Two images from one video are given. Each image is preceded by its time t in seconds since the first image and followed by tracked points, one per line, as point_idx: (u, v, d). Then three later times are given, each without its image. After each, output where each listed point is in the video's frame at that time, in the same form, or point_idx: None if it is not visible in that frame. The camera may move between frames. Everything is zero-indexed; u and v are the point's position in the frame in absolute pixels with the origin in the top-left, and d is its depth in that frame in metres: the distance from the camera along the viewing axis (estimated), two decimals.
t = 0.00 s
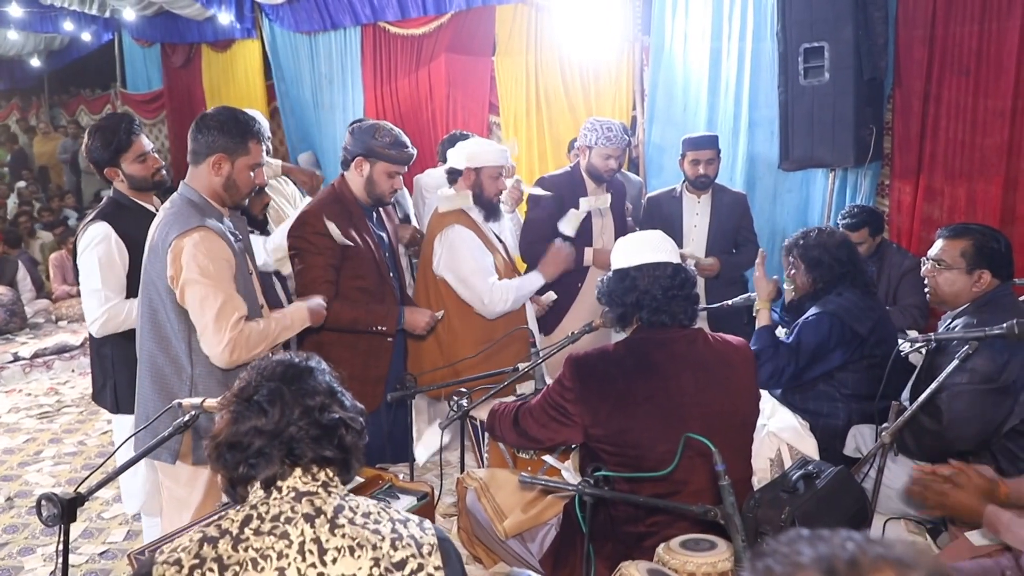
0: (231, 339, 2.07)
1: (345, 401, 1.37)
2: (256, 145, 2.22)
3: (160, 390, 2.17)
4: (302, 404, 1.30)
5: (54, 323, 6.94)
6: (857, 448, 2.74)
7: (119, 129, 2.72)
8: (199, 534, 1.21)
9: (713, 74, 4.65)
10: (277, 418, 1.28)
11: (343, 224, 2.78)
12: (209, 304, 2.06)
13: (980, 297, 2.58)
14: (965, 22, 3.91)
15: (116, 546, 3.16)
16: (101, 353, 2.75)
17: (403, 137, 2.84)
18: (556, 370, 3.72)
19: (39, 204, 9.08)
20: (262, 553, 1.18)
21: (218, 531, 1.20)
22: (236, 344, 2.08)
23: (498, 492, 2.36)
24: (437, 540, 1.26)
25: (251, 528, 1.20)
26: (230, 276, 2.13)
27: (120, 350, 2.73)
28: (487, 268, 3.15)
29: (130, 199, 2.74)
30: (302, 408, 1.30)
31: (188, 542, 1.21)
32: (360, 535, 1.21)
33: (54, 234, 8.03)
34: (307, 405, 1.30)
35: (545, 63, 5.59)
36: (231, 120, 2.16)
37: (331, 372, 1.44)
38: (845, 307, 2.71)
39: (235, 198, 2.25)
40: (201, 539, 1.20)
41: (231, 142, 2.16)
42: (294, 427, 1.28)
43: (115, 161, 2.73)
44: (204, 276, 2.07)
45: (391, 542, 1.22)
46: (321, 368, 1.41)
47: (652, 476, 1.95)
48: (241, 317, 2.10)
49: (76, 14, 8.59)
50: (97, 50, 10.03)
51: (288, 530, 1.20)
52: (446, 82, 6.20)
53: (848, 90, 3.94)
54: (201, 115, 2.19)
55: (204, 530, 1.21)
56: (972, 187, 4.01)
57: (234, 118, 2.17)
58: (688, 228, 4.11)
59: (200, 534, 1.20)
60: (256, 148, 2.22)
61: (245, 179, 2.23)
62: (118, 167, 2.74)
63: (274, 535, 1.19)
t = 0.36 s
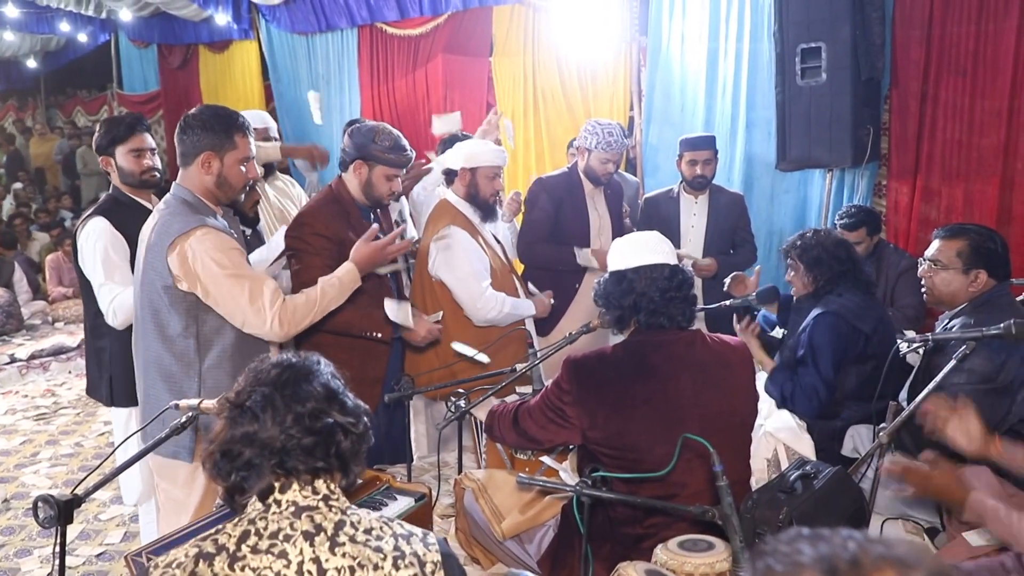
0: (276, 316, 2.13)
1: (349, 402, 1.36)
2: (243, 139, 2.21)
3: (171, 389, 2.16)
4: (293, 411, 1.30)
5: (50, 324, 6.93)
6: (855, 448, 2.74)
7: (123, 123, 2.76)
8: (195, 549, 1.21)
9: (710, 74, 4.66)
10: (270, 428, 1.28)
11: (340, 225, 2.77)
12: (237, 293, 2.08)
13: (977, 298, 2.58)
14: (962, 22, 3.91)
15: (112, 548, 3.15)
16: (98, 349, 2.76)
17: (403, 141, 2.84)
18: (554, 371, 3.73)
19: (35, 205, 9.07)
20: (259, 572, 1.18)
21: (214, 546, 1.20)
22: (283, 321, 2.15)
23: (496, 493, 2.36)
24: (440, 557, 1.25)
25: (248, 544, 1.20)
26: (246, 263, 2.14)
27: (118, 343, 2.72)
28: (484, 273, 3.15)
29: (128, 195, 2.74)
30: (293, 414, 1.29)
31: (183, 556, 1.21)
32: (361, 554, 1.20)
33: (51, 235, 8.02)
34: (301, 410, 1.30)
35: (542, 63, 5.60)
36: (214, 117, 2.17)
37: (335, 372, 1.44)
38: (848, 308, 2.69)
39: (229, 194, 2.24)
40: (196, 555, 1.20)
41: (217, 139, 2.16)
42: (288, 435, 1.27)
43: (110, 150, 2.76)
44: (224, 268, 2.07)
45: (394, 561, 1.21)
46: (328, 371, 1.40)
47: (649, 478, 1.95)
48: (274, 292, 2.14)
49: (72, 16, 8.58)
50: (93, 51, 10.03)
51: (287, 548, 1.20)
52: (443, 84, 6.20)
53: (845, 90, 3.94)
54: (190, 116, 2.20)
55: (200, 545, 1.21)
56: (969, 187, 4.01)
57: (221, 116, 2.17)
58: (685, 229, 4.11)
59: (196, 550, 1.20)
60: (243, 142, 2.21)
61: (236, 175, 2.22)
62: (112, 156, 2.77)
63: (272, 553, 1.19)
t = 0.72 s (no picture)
0: (227, 337, 2.05)
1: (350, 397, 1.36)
2: (242, 136, 2.21)
3: (160, 391, 2.15)
4: (278, 415, 1.30)
5: (50, 324, 6.92)
6: (854, 449, 2.76)
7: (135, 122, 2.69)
8: (194, 558, 1.20)
9: (710, 74, 4.66)
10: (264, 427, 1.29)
11: (340, 225, 2.77)
12: (206, 300, 2.05)
13: (976, 298, 2.58)
14: (961, 23, 3.92)
15: (112, 548, 3.15)
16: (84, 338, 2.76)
17: (404, 142, 2.84)
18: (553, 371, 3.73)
19: (35, 205, 9.07)
20: None
21: (212, 556, 1.19)
22: (230, 344, 2.06)
23: (495, 494, 2.36)
24: (443, 564, 1.24)
25: (247, 553, 1.19)
26: (229, 275, 2.12)
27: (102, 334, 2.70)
28: (489, 266, 3.15)
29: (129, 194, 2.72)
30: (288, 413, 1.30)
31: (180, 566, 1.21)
32: (363, 563, 1.19)
33: (51, 236, 8.02)
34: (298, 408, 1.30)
35: (542, 64, 5.60)
36: (212, 115, 2.17)
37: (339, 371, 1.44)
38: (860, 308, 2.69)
39: (231, 192, 2.24)
40: (195, 564, 1.19)
41: (216, 137, 2.17)
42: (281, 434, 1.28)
43: (124, 152, 2.68)
44: (204, 273, 2.07)
45: (395, 569, 1.19)
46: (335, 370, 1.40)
47: (648, 479, 1.95)
48: (236, 317, 2.08)
49: (72, 16, 8.58)
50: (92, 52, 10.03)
51: (286, 557, 1.18)
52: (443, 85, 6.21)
53: (845, 90, 3.95)
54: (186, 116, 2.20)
55: (199, 555, 1.20)
56: (968, 187, 4.02)
57: (220, 116, 2.18)
58: (684, 229, 4.11)
59: (195, 559, 1.19)
60: (242, 138, 2.21)
61: (239, 172, 2.22)
62: (125, 158, 2.70)
63: (272, 562, 1.18)
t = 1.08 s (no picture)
0: (231, 334, 2.05)
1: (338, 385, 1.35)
2: (236, 137, 2.21)
3: (158, 391, 2.15)
4: (264, 414, 1.29)
5: (50, 325, 6.91)
6: (854, 449, 2.76)
7: (121, 122, 2.70)
8: (201, 545, 1.21)
9: (709, 74, 4.66)
10: (252, 427, 1.28)
11: (340, 225, 2.77)
12: (207, 300, 2.04)
13: (977, 299, 2.58)
14: (962, 23, 3.91)
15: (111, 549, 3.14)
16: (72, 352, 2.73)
17: (404, 141, 2.83)
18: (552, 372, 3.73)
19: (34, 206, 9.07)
20: (263, 569, 1.17)
21: (218, 543, 1.20)
22: (237, 340, 2.05)
23: (494, 495, 2.35)
24: (443, 556, 1.23)
25: (253, 540, 1.20)
26: (229, 272, 2.12)
27: (89, 341, 2.69)
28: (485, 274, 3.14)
29: (114, 196, 2.71)
30: (274, 409, 1.28)
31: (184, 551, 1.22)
32: (365, 552, 1.19)
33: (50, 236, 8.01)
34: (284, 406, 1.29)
35: (541, 63, 5.60)
36: (205, 118, 2.16)
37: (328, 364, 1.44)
38: (844, 307, 2.67)
39: (229, 193, 2.24)
40: (201, 550, 1.20)
41: (210, 140, 2.16)
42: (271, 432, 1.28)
43: (106, 150, 2.69)
44: (202, 273, 2.06)
45: (396, 559, 1.19)
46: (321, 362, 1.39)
47: (649, 479, 1.95)
48: (240, 312, 2.07)
49: (71, 17, 8.58)
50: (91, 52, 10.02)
51: (291, 544, 1.19)
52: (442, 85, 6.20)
53: (844, 90, 3.94)
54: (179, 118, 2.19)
55: (206, 541, 1.22)
56: (968, 187, 4.02)
57: (211, 116, 2.17)
58: (685, 230, 4.11)
59: (201, 545, 1.21)
60: (237, 139, 2.21)
61: (235, 172, 2.22)
62: (108, 156, 2.69)
63: (276, 549, 1.19)
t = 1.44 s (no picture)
0: (277, 308, 2.14)
1: (303, 386, 1.26)
2: (233, 136, 2.21)
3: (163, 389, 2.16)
4: (249, 438, 1.23)
5: (49, 325, 6.91)
6: (853, 449, 2.75)
7: (105, 126, 2.69)
8: (193, 535, 1.20)
9: (709, 75, 4.66)
10: (204, 447, 1.25)
11: (340, 225, 2.77)
12: (238, 288, 2.08)
13: (976, 299, 2.58)
14: (961, 23, 3.92)
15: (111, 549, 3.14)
16: (72, 362, 2.72)
17: (403, 140, 2.83)
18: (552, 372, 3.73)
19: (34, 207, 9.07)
20: (258, 555, 1.17)
21: (211, 531, 1.19)
22: (285, 312, 2.16)
23: (494, 495, 2.35)
24: (432, 534, 1.25)
25: (246, 528, 1.19)
26: (244, 260, 2.15)
27: (93, 353, 2.68)
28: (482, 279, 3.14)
29: (100, 200, 2.70)
30: (217, 431, 1.24)
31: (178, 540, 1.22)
32: (355, 534, 1.20)
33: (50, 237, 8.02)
34: (230, 424, 1.24)
35: (541, 64, 5.60)
36: (201, 117, 2.16)
37: (319, 351, 1.35)
38: (845, 307, 2.67)
39: (226, 192, 2.24)
40: (194, 540, 1.19)
41: (206, 140, 2.16)
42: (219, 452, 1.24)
43: (95, 159, 2.67)
44: (222, 267, 2.07)
45: (386, 540, 1.21)
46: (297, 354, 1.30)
47: (648, 478, 1.95)
48: (276, 285, 2.15)
49: (71, 17, 8.59)
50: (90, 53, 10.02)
51: (283, 530, 1.19)
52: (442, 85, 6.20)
53: (844, 90, 3.94)
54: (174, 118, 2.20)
55: (198, 531, 1.20)
56: (967, 188, 4.02)
57: (208, 116, 2.17)
58: (685, 230, 4.11)
59: (194, 535, 1.19)
60: (232, 139, 2.21)
61: (230, 172, 2.22)
62: (97, 165, 2.68)
63: (269, 535, 1.18)
